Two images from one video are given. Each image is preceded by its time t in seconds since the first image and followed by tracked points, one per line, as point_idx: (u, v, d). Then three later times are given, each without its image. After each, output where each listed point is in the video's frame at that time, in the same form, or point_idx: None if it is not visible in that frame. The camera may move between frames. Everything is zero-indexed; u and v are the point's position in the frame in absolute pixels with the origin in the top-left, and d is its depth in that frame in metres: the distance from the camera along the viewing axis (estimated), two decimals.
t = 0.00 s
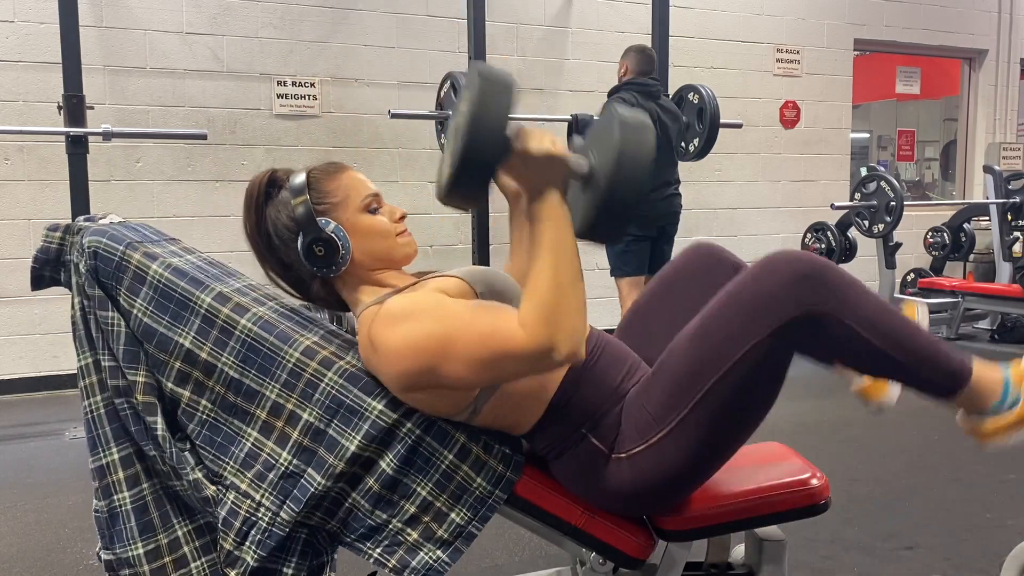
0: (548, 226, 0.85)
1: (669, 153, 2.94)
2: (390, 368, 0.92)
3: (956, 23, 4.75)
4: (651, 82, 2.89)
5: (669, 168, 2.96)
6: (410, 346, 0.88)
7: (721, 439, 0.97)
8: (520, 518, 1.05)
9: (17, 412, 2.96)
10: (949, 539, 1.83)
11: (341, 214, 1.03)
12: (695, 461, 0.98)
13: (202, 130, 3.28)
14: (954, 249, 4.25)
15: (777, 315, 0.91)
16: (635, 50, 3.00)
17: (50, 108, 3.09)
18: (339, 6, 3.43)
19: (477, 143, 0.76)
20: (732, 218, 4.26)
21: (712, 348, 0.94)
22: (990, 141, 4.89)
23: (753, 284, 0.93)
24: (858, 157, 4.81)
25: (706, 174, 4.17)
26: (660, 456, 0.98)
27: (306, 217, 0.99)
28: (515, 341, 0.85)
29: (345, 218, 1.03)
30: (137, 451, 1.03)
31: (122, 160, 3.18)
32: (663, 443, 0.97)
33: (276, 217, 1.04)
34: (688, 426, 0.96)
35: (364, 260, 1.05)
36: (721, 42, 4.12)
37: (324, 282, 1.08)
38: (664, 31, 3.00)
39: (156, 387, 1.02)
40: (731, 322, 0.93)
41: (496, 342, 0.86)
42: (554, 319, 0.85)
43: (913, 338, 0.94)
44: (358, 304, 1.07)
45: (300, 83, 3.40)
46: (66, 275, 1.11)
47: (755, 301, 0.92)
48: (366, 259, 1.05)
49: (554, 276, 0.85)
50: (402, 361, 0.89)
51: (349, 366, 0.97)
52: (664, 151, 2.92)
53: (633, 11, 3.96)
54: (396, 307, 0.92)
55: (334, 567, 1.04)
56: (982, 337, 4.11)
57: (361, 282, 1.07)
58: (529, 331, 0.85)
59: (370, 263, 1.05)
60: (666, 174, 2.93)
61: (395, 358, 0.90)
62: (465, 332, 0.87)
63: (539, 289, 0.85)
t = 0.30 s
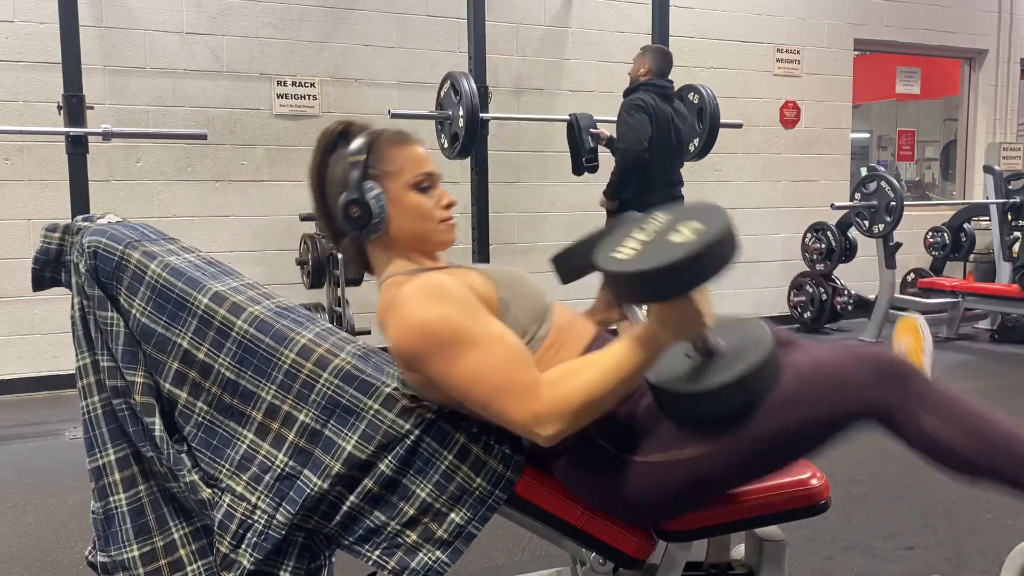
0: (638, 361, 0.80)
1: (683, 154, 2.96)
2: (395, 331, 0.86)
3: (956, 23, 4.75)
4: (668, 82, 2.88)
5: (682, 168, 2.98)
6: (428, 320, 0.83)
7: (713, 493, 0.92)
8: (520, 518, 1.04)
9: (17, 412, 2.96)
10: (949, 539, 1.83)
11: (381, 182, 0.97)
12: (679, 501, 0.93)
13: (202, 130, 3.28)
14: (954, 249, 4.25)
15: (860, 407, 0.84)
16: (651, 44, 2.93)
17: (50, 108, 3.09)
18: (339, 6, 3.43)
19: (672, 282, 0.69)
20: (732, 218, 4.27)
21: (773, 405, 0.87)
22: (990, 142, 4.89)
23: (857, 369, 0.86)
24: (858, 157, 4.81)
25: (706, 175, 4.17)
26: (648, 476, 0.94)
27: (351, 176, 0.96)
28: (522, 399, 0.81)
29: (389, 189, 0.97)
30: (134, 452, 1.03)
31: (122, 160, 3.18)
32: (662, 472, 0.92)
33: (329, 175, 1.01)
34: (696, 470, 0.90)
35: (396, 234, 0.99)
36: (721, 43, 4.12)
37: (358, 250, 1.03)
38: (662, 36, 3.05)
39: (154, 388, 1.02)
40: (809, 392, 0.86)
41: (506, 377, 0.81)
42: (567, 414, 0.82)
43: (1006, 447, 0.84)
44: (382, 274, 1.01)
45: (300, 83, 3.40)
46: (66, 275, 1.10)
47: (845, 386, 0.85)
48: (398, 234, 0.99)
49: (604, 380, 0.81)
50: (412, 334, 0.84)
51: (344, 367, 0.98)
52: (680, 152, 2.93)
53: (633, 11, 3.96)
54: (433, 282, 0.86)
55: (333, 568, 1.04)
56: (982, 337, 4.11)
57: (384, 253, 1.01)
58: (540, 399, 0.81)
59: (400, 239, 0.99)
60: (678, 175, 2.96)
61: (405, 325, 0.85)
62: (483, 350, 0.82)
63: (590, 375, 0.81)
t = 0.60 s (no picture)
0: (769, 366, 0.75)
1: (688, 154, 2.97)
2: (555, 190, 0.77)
3: (956, 23, 4.75)
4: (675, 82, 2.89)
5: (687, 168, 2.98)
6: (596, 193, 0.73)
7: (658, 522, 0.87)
8: (519, 518, 1.05)
9: (17, 412, 2.96)
10: (948, 539, 1.83)
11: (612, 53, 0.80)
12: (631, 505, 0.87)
13: (202, 130, 3.28)
14: (954, 249, 4.25)
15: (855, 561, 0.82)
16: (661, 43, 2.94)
17: (50, 108, 3.09)
18: (339, 6, 3.43)
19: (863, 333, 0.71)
20: (732, 218, 4.27)
21: (797, 502, 0.83)
22: (990, 142, 4.89)
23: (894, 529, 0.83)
24: (858, 157, 4.81)
25: (706, 175, 4.17)
26: (632, 466, 0.86)
27: (583, 31, 0.80)
28: (633, 319, 0.72)
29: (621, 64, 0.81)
30: (133, 453, 1.03)
31: (122, 160, 3.18)
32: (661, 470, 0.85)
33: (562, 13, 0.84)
34: (683, 503, 0.85)
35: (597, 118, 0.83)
36: (721, 42, 4.12)
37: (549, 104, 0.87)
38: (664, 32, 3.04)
39: (153, 389, 1.01)
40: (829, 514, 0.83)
41: (632, 291, 0.72)
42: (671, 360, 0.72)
43: None
44: (557, 141, 0.86)
45: (300, 83, 3.40)
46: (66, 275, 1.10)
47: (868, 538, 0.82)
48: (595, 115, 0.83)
49: (724, 361, 0.73)
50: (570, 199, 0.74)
51: (344, 366, 0.98)
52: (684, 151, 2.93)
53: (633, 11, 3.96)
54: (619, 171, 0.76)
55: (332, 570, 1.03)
56: (982, 337, 4.11)
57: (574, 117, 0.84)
58: (653, 326, 0.72)
59: (598, 118, 0.83)
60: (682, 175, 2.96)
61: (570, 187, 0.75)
62: (624, 253, 0.72)
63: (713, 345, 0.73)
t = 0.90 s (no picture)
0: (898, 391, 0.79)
1: (682, 154, 2.90)
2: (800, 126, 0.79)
3: (956, 23, 4.75)
4: (669, 81, 2.83)
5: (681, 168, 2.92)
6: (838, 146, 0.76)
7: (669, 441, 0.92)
8: (520, 519, 1.05)
9: (16, 412, 2.96)
10: (948, 539, 1.83)
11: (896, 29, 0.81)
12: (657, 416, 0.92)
13: (202, 130, 3.28)
14: (954, 249, 4.25)
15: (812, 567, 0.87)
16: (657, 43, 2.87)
17: (50, 108, 3.09)
18: (340, 6, 3.43)
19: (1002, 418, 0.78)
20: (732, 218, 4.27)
21: (806, 500, 0.86)
22: (990, 142, 4.89)
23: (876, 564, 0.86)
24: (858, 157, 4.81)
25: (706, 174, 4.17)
26: (682, 387, 0.89)
27: None
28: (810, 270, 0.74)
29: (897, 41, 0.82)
30: (134, 453, 1.03)
31: (122, 160, 3.18)
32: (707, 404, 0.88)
33: None
34: (704, 442, 0.89)
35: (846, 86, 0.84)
36: (721, 42, 4.12)
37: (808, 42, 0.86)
38: (663, 33, 3.06)
39: (153, 388, 1.01)
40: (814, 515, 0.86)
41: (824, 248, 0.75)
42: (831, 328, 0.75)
43: None
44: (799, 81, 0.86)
45: (300, 83, 3.40)
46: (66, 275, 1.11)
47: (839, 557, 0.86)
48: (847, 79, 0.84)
49: (874, 355, 0.76)
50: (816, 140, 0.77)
51: (344, 366, 0.98)
52: (676, 150, 2.87)
53: (633, 11, 3.96)
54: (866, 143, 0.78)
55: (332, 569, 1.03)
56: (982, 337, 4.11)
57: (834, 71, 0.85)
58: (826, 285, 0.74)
59: (845, 77, 0.84)
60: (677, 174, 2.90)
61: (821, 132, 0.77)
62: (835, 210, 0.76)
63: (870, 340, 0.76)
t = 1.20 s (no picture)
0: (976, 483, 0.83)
1: (672, 152, 2.87)
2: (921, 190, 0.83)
3: (956, 23, 4.75)
4: (654, 80, 2.80)
5: (673, 167, 2.88)
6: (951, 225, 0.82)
7: (672, 427, 0.95)
8: (519, 518, 1.05)
9: (16, 412, 2.96)
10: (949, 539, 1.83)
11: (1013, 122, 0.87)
12: (665, 402, 0.95)
13: (202, 130, 3.28)
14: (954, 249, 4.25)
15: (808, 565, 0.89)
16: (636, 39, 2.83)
17: (50, 108, 3.09)
18: (340, 6, 3.43)
19: None
20: (732, 218, 4.28)
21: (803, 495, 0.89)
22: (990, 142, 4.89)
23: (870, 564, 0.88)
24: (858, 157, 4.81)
25: (706, 174, 4.17)
26: (694, 372, 0.93)
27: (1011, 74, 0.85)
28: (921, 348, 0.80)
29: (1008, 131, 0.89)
30: (134, 452, 1.03)
31: (122, 160, 3.18)
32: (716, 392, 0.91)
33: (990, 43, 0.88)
34: (709, 433, 0.92)
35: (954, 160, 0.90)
36: (721, 42, 4.12)
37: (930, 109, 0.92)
38: (664, 35, 3.07)
39: (154, 388, 1.01)
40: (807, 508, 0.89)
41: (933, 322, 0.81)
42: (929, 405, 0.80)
43: None
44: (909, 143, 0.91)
45: (300, 83, 3.40)
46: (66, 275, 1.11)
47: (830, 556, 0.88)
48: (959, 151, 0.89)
49: (963, 441, 0.81)
50: (933, 213, 0.82)
51: (344, 366, 0.98)
52: (664, 149, 2.84)
53: (633, 11, 3.95)
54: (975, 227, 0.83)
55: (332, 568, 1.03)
56: (982, 337, 4.12)
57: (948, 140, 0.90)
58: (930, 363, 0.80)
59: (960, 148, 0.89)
60: (670, 173, 2.86)
61: (939, 205, 0.82)
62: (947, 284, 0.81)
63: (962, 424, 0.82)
